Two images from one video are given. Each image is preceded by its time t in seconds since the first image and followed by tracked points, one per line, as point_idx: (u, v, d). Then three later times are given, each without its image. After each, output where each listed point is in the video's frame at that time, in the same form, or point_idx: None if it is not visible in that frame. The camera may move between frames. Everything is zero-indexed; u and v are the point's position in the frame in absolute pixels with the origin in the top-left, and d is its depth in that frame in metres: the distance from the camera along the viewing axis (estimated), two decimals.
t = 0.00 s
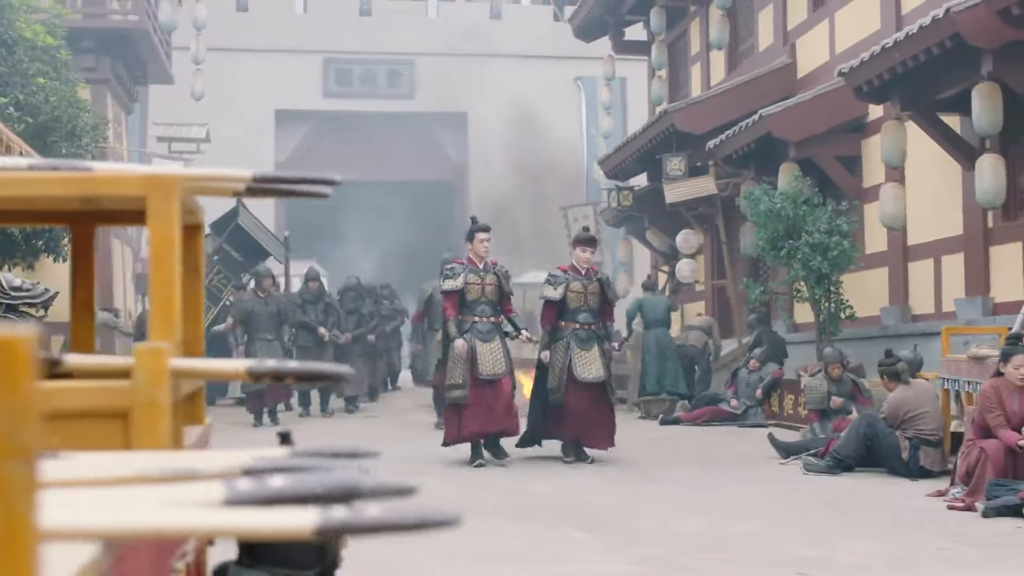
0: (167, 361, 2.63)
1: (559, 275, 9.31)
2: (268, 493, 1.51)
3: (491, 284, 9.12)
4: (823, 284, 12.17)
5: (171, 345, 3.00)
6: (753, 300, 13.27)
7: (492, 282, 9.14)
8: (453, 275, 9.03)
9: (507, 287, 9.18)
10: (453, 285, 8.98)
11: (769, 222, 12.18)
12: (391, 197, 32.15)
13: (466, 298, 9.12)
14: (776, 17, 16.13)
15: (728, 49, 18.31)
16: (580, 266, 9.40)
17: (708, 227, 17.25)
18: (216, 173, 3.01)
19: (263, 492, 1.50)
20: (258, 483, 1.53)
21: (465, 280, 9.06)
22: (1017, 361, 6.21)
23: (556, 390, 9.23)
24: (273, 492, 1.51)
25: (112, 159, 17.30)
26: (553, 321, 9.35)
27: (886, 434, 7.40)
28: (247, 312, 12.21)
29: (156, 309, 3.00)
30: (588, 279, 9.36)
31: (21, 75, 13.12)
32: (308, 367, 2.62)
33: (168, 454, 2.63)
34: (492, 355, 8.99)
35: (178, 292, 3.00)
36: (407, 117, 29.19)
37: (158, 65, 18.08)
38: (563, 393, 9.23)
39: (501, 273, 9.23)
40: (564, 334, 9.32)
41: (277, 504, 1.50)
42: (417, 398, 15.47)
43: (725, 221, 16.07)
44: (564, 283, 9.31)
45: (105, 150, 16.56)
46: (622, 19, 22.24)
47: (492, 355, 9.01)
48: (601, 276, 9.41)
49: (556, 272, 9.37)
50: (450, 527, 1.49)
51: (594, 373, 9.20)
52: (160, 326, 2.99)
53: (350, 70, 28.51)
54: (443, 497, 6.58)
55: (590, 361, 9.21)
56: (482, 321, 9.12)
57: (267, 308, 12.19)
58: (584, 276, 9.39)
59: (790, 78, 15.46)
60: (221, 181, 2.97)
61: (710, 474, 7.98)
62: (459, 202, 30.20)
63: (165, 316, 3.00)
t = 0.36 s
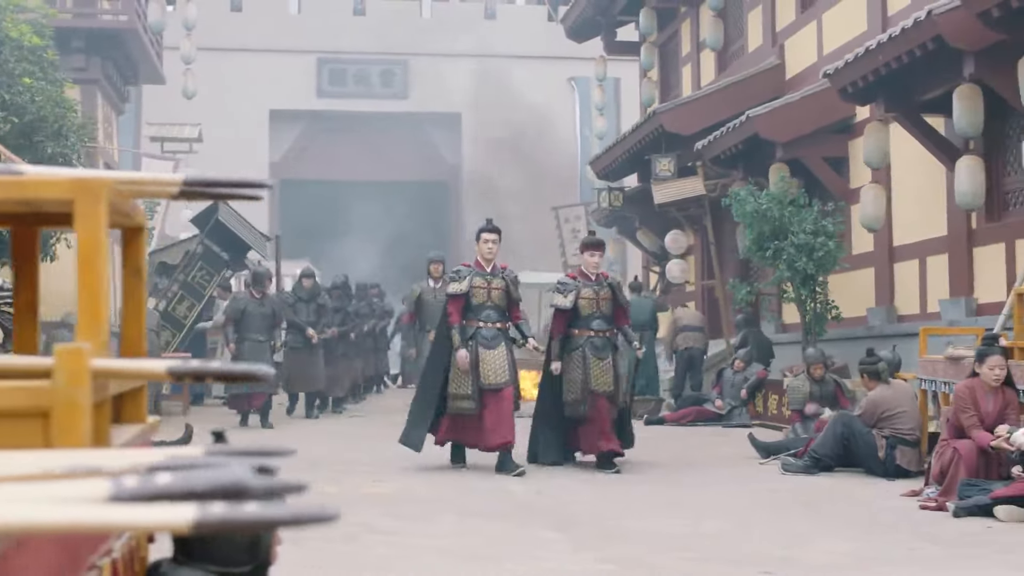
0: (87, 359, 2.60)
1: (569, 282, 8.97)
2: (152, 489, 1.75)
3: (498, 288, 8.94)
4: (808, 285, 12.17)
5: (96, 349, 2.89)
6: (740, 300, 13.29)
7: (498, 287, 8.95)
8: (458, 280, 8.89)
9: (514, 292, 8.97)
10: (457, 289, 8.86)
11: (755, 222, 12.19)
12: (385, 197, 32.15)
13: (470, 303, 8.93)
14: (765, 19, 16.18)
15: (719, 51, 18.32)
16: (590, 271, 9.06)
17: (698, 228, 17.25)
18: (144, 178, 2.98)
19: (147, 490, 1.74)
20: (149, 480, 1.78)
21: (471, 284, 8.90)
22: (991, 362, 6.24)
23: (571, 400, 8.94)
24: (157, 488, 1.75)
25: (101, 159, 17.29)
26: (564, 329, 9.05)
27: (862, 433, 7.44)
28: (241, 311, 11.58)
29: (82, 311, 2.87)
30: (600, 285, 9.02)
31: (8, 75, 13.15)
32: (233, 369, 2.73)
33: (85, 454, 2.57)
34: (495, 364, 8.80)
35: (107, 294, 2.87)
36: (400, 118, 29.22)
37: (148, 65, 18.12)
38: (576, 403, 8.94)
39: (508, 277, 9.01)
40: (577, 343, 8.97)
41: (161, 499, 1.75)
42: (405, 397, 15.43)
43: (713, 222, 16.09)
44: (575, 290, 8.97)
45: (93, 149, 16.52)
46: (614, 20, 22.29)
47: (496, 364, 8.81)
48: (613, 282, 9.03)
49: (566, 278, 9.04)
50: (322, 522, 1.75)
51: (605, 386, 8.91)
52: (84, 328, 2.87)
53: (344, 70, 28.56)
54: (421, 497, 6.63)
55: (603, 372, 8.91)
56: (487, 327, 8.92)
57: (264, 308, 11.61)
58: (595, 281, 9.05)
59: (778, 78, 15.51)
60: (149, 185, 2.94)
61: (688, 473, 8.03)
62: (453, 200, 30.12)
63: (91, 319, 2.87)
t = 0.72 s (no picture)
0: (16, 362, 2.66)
1: (584, 280, 8.76)
2: (52, 489, 1.74)
3: (505, 285, 8.66)
4: (798, 285, 12.20)
5: (30, 351, 2.99)
6: (730, 300, 13.34)
7: (506, 282, 8.67)
8: (463, 276, 8.63)
9: (522, 288, 8.68)
10: (462, 286, 8.58)
11: (745, 223, 12.24)
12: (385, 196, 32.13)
13: (478, 299, 8.66)
14: (759, 20, 16.21)
15: (714, 52, 18.34)
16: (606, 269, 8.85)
17: (692, 229, 17.27)
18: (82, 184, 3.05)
19: (48, 489, 1.74)
20: (50, 479, 1.77)
21: (477, 280, 8.64)
22: (969, 364, 6.23)
23: (580, 403, 8.67)
24: (57, 487, 1.75)
25: (97, 159, 17.32)
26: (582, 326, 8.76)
27: (845, 433, 7.48)
28: (234, 310, 11.43)
29: (19, 316, 2.98)
30: (615, 284, 8.81)
31: None
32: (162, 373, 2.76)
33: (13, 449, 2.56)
34: (501, 363, 8.46)
35: (42, 298, 2.97)
36: (399, 118, 29.25)
37: (144, 66, 18.18)
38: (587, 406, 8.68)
39: (518, 272, 8.73)
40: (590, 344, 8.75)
41: (62, 496, 1.74)
42: (399, 397, 15.42)
43: (706, 223, 16.11)
44: (589, 288, 8.76)
45: (88, 150, 16.56)
46: (611, 21, 22.34)
47: (502, 364, 8.48)
48: (630, 281, 8.82)
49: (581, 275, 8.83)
50: (227, 518, 1.70)
51: (619, 389, 8.58)
52: (22, 332, 2.99)
53: (343, 70, 28.62)
54: (404, 497, 6.66)
55: (617, 373, 8.61)
56: (494, 325, 8.61)
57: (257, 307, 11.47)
58: (611, 279, 8.84)
59: (771, 79, 15.53)
60: (86, 191, 3.00)
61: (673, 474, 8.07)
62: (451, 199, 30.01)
63: (28, 322, 2.99)
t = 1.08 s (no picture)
0: None
1: (602, 279, 8.45)
2: None
3: (512, 288, 8.47)
4: (789, 290, 12.22)
5: None
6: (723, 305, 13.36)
7: (512, 286, 8.49)
8: (469, 279, 8.42)
9: (528, 291, 8.49)
10: (468, 289, 8.36)
11: (737, 228, 12.28)
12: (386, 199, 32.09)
13: (485, 303, 8.43)
14: (753, 26, 16.25)
15: (710, 58, 18.37)
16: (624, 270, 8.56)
17: (687, 234, 17.28)
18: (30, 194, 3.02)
19: None
20: None
21: (483, 284, 8.43)
22: (950, 369, 6.28)
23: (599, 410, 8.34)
24: None
25: (92, 163, 17.38)
26: (597, 329, 8.49)
27: (828, 437, 7.54)
28: (224, 314, 11.42)
29: None
30: (636, 283, 8.49)
31: None
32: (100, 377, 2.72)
33: None
34: (510, 368, 8.22)
35: None
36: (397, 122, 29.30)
37: (140, 70, 18.25)
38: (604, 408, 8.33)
39: (526, 275, 8.54)
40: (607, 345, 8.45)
41: None
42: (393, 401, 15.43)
43: (700, 228, 16.13)
44: (607, 288, 8.45)
45: (85, 154, 16.59)
46: (608, 26, 22.39)
47: (511, 369, 8.23)
48: (649, 281, 8.51)
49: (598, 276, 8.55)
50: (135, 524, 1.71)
51: (638, 389, 8.22)
52: None
53: (343, 74, 28.72)
54: (388, 501, 6.71)
55: (635, 375, 8.28)
56: (501, 329, 8.40)
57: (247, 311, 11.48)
58: (631, 279, 8.51)
59: (766, 84, 15.55)
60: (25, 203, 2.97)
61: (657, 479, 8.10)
62: (450, 203, 29.96)
63: None
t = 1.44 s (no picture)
0: None
1: (608, 289, 8.15)
2: None
3: (518, 295, 8.07)
4: (779, 294, 12.27)
5: None
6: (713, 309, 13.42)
7: (519, 292, 8.09)
8: (473, 284, 8.04)
9: (535, 299, 8.11)
10: (472, 295, 7.98)
11: (728, 232, 12.32)
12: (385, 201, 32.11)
13: (489, 310, 8.06)
14: (747, 30, 16.28)
15: (705, 61, 18.40)
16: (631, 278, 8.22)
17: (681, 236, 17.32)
18: None
19: None
20: None
21: (487, 289, 8.05)
22: (929, 372, 6.29)
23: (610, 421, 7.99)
24: None
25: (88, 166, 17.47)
26: (603, 340, 8.18)
27: (810, 441, 7.60)
28: (215, 317, 11.48)
29: None
30: (643, 293, 8.16)
31: None
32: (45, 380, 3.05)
33: None
34: (511, 381, 7.83)
35: None
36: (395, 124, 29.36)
37: (136, 73, 18.33)
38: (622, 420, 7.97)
39: (533, 282, 8.17)
40: (615, 357, 8.12)
41: None
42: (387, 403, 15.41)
43: (693, 231, 16.17)
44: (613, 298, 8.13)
45: (80, 157, 16.67)
46: (604, 29, 22.47)
47: (513, 383, 7.84)
48: (658, 290, 8.17)
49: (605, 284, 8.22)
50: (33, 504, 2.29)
51: (645, 406, 7.91)
52: None
53: (341, 77, 28.80)
54: (371, 504, 6.75)
55: (644, 390, 7.94)
56: (505, 338, 8.03)
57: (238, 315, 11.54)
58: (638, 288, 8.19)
59: (760, 88, 15.59)
60: None
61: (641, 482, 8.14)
62: (449, 205, 29.94)
63: None
